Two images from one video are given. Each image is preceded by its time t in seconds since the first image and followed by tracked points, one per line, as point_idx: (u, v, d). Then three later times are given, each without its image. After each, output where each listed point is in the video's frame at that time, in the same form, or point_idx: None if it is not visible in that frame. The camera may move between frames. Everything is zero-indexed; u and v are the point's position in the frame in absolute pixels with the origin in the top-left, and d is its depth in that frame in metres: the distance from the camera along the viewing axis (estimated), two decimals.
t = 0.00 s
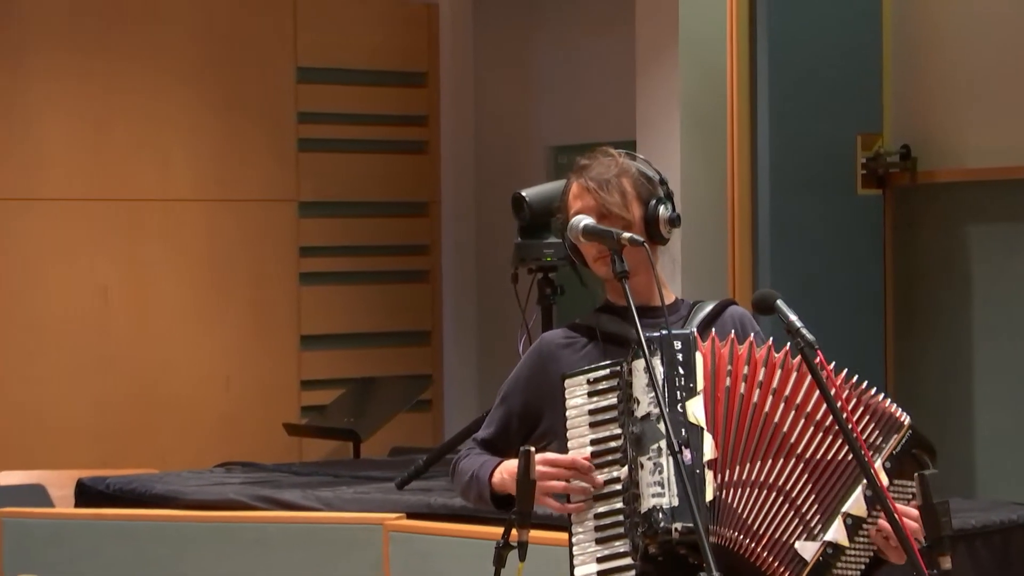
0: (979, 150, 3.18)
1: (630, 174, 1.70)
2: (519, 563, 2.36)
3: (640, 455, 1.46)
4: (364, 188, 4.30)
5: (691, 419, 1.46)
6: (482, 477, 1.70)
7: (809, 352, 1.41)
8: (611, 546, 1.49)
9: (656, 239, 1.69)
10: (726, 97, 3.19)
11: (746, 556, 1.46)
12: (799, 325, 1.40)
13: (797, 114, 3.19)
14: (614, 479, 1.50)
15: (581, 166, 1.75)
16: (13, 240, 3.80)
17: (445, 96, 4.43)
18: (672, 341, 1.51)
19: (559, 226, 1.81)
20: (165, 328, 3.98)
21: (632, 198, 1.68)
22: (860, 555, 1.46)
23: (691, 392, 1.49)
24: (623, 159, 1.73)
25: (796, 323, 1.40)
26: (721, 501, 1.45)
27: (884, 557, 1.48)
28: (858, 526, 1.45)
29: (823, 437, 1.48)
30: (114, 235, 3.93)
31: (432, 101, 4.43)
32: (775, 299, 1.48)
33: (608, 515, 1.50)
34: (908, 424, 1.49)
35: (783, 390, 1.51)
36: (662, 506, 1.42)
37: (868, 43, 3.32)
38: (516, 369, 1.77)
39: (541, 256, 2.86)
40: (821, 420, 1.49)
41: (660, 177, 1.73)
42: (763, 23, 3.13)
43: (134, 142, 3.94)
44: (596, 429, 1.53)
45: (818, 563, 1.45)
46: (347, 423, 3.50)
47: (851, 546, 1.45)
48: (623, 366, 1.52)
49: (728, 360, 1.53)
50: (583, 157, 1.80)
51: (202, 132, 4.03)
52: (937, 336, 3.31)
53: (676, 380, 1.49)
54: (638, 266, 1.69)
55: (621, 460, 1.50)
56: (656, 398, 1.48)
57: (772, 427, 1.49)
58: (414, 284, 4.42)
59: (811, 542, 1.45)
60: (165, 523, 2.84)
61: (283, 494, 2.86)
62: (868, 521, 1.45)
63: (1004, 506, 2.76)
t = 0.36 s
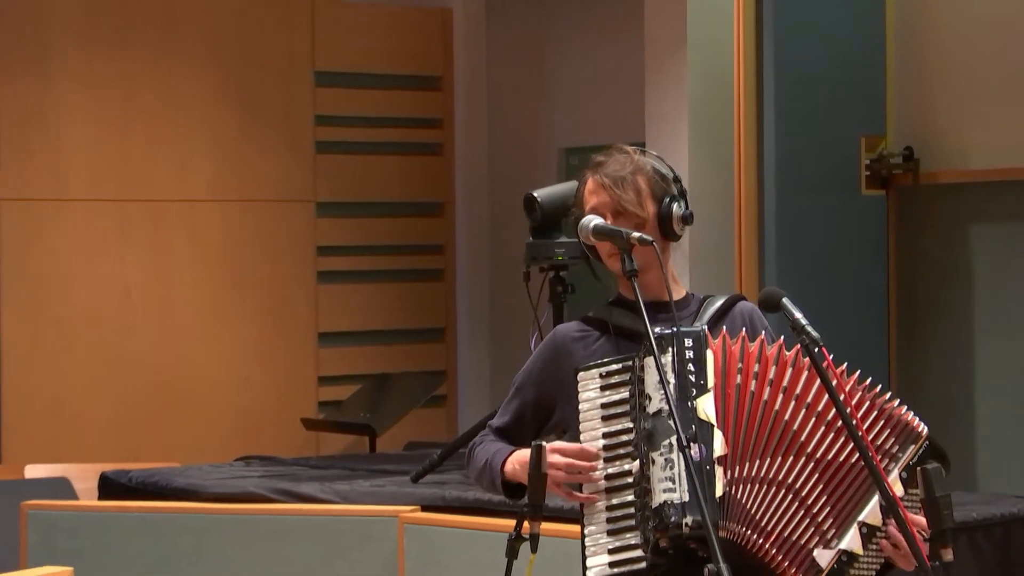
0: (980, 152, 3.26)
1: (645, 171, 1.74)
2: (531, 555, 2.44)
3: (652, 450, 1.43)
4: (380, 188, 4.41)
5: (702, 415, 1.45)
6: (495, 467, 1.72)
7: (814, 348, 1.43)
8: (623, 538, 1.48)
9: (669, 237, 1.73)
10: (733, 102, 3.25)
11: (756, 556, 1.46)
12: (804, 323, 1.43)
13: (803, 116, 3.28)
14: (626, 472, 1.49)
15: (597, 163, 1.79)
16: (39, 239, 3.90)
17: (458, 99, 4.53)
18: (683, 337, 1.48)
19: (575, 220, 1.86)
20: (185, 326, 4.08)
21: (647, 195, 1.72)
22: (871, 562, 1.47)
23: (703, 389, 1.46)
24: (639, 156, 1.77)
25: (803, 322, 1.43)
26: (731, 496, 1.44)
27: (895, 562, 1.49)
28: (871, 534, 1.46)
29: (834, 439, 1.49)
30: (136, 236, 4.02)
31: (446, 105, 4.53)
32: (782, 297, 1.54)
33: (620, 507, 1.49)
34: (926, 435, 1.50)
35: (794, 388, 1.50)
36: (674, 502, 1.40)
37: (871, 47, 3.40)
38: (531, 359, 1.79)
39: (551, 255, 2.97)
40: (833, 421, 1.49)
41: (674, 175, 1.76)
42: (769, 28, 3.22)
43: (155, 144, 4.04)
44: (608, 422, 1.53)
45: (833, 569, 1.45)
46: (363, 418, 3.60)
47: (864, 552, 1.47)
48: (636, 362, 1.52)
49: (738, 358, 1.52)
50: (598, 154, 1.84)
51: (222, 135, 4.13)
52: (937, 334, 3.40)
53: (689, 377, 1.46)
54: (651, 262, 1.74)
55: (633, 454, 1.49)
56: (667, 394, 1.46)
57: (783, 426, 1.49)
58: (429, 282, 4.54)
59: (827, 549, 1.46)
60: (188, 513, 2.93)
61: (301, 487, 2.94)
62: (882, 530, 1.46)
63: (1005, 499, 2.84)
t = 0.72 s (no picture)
0: (980, 154, 3.35)
1: (649, 167, 1.77)
2: (542, 547, 2.54)
3: (658, 446, 1.52)
4: (394, 189, 4.52)
5: (708, 412, 1.51)
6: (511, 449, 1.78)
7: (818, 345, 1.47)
8: (632, 527, 1.55)
9: (678, 228, 1.78)
10: (739, 107, 3.38)
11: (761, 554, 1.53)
12: (808, 320, 1.46)
13: (807, 118, 3.36)
14: (636, 462, 1.56)
15: (603, 160, 1.82)
16: (63, 239, 4.00)
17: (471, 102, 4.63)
18: (693, 334, 1.54)
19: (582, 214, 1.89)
20: (206, 323, 4.19)
21: (653, 189, 1.76)
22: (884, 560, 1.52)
23: (710, 386, 1.53)
24: (643, 150, 1.80)
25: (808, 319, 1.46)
26: (732, 493, 1.52)
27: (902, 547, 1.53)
28: (878, 530, 1.50)
29: (838, 437, 1.53)
30: (159, 235, 4.13)
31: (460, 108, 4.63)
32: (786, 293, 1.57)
33: (630, 497, 1.56)
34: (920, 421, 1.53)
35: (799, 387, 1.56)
36: (678, 498, 1.49)
37: (875, 53, 3.49)
38: (545, 345, 1.85)
39: (563, 254, 3.07)
40: (843, 425, 1.53)
41: (679, 166, 1.80)
42: (774, 35, 3.33)
43: (177, 145, 4.15)
44: (622, 412, 1.59)
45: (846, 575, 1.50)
46: (379, 413, 3.71)
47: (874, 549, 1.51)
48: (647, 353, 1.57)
49: (747, 356, 1.58)
50: (603, 151, 1.87)
51: (241, 137, 4.24)
52: (937, 333, 3.48)
53: (698, 374, 1.53)
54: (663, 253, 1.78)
55: (642, 446, 1.56)
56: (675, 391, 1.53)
57: (787, 425, 1.54)
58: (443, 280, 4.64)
59: (838, 555, 1.51)
60: (211, 504, 3.03)
61: (318, 481, 3.04)
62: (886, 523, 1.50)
63: (1006, 492, 2.92)
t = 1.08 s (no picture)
0: (981, 156, 3.44)
1: (676, 160, 1.80)
2: (554, 537, 2.63)
3: (667, 448, 1.57)
4: (408, 190, 4.62)
5: (717, 418, 1.58)
6: (523, 424, 1.80)
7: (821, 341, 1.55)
8: (640, 518, 1.58)
9: (698, 223, 1.80)
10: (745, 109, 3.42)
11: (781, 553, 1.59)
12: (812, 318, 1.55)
13: (813, 122, 3.44)
14: (646, 453, 1.58)
15: (632, 146, 1.85)
16: (88, 238, 4.10)
17: (484, 105, 4.74)
18: (701, 336, 1.59)
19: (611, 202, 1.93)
20: (226, 320, 4.30)
21: (677, 183, 1.79)
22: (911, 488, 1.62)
23: (718, 391, 1.59)
24: (672, 142, 1.83)
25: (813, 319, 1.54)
26: (738, 497, 1.60)
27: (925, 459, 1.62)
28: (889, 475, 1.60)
29: (826, 427, 1.62)
30: (180, 235, 4.24)
31: (473, 110, 4.73)
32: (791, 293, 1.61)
33: (638, 487, 1.58)
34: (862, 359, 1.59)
35: (792, 384, 1.62)
36: (685, 502, 1.55)
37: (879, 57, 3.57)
38: (563, 320, 1.85)
39: (573, 253, 3.17)
40: (825, 409, 1.62)
41: (705, 162, 1.82)
42: (780, 41, 3.40)
43: (197, 147, 4.25)
44: (633, 401, 1.61)
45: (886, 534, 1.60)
46: (394, 407, 3.80)
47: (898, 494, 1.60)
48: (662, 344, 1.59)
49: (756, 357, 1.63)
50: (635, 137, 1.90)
51: (259, 139, 4.34)
52: (939, 331, 3.57)
53: (706, 377, 1.58)
54: (681, 247, 1.80)
55: (653, 438, 1.58)
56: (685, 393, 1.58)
57: (787, 426, 1.62)
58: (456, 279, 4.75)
59: (866, 520, 1.60)
60: (232, 496, 3.13)
61: (334, 474, 3.13)
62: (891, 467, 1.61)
63: (1006, 486, 3.00)
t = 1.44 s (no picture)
0: (987, 157, 3.55)
1: (700, 158, 1.84)
2: (570, 530, 2.73)
3: (686, 453, 1.63)
4: (428, 190, 4.75)
5: (732, 424, 1.63)
6: (545, 406, 1.86)
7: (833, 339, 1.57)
8: (656, 514, 1.65)
9: (720, 220, 1.84)
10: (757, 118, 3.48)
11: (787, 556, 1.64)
12: (824, 316, 1.56)
13: (824, 121, 3.52)
14: (664, 450, 1.66)
15: (657, 143, 1.90)
16: (118, 237, 4.21)
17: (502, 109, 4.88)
18: (720, 343, 1.65)
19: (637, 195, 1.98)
20: (250, 319, 4.42)
21: (700, 181, 1.83)
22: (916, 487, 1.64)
23: (736, 399, 1.64)
24: (697, 140, 1.87)
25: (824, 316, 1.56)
26: (752, 505, 1.66)
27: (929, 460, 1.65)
28: (893, 477, 1.63)
29: (832, 432, 1.66)
30: (206, 236, 4.35)
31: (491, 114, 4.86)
32: (801, 292, 1.66)
33: (655, 483, 1.66)
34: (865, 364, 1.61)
35: (803, 392, 1.66)
36: (701, 508, 1.62)
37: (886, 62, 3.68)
38: (588, 306, 1.90)
39: (589, 253, 3.28)
40: (836, 414, 1.65)
41: (729, 161, 1.87)
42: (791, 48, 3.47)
43: (222, 150, 4.37)
44: (652, 397, 1.67)
45: (888, 535, 1.63)
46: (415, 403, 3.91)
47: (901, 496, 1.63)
48: (681, 345, 1.65)
49: (774, 366, 1.67)
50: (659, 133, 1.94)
51: (284, 142, 4.46)
52: (947, 328, 3.66)
53: (724, 386, 1.64)
54: (701, 244, 1.84)
55: (671, 436, 1.65)
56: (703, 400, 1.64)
57: (797, 434, 1.66)
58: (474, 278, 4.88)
59: (869, 521, 1.63)
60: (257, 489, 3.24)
61: (357, 468, 3.24)
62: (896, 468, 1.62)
63: (1012, 480, 3.09)
